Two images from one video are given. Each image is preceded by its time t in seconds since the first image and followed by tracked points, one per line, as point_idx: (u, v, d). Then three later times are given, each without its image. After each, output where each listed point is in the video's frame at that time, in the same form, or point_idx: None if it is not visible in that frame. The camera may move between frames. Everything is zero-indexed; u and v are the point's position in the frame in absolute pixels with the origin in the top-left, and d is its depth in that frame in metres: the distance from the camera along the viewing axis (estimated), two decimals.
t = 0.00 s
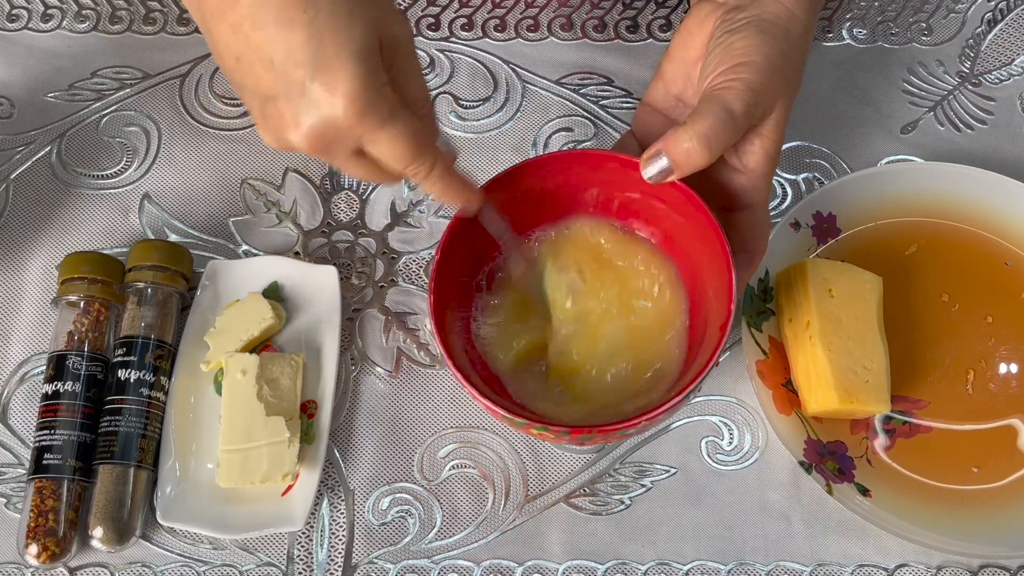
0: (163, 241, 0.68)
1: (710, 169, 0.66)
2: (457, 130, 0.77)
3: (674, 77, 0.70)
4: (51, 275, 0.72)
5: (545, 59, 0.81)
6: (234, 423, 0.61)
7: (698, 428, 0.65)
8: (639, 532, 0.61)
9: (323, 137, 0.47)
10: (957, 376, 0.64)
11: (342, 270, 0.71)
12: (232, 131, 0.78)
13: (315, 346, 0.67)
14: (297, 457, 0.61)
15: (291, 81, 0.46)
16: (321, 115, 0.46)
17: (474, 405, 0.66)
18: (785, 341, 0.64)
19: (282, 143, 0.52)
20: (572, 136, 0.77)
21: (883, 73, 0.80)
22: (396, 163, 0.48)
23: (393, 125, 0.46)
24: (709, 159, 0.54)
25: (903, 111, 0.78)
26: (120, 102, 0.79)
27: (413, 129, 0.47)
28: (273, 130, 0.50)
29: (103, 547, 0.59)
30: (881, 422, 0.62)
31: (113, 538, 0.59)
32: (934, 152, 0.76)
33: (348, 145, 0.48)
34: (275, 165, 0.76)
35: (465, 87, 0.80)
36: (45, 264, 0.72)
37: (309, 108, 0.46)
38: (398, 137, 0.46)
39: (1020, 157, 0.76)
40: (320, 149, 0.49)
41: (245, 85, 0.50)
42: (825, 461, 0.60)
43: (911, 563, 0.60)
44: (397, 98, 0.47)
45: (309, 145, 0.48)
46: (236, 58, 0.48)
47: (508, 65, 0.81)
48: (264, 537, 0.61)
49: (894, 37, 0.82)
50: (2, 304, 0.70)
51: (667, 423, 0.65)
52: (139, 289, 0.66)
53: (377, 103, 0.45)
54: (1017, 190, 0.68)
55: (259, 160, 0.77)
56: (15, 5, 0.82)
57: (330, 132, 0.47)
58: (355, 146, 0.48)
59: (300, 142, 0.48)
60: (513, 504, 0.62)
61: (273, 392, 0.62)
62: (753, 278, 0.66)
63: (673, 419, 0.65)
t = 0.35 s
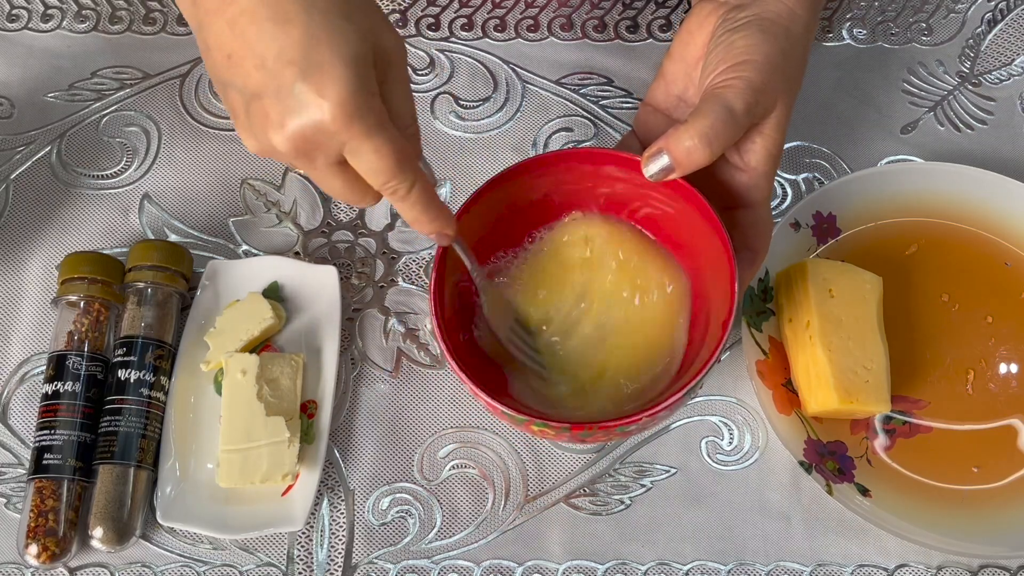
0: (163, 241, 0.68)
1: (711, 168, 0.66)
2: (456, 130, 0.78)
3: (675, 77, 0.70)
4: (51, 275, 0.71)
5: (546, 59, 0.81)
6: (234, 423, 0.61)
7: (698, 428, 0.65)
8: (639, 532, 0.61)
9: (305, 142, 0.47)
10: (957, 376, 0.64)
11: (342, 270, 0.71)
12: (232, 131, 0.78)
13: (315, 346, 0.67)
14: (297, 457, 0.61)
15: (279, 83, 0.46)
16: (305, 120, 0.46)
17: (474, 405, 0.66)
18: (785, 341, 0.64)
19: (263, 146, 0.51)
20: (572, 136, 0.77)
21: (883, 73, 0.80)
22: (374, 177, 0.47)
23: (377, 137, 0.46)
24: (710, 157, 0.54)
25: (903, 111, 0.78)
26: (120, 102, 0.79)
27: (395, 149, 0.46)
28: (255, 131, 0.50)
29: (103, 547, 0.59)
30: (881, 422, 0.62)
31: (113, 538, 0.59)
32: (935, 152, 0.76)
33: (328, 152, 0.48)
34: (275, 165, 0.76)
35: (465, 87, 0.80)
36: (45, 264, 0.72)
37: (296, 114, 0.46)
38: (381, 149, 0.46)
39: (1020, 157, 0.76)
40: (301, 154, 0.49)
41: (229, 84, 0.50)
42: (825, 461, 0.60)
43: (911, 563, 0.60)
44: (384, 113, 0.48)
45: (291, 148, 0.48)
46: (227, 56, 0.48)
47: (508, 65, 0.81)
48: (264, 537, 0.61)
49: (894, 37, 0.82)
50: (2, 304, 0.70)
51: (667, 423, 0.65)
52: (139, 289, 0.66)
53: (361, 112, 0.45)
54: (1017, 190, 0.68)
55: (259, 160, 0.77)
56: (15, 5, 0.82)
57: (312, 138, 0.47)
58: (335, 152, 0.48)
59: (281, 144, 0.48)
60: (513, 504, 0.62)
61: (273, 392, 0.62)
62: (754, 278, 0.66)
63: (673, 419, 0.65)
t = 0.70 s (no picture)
0: (163, 241, 0.68)
1: (710, 168, 0.66)
2: (455, 129, 0.78)
3: (675, 77, 0.70)
4: (51, 275, 0.72)
5: (546, 59, 0.81)
6: (234, 423, 0.60)
7: (698, 428, 0.65)
8: (639, 532, 0.61)
9: (299, 133, 0.47)
10: (957, 376, 0.64)
11: (342, 270, 0.71)
12: (232, 131, 0.78)
13: (315, 346, 0.67)
14: (297, 457, 0.61)
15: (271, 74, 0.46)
16: (297, 109, 0.45)
17: (474, 405, 0.66)
18: (785, 341, 0.64)
19: (263, 142, 0.51)
20: (572, 136, 0.77)
21: (883, 73, 0.80)
22: (369, 171, 0.46)
23: (367, 124, 0.45)
24: (708, 159, 0.54)
25: (903, 111, 0.78)
26: (120, 102, 0.79)
27: (391, 135, 0.45)
28: (253, 126, 0.50)
29: (103, 547, 0.59)
30: (881, 422, 0.62)
31: (113, 538, 0.59)
32: (935, 152, 0.76)
33: (321, 143, 0.47)
34: (275, 165, 0.76)
35: (465, 87, 0.80)
36: (45, 264, 0.72)
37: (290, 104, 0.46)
38: (372, 137, 0.45)
39: (1020, 157, 0.76)
40: (294, 147, 0.48)
41: (228, 77, 0.50)
42: (825, 461, 0.60)
43: (911, 563, 0.60)
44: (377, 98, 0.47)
45: (283, 142, 0.48)
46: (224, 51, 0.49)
47: (508, 65, 0.81)
48: (264, 537, 0.61)
49: (895, 37, 0.82)
50: (2, 304, 0.70)
51: (667, 423, 0.65)
52: (139, 289, 0.66)
53: (354, 97, 0.45)
54: (1017, 190, 0.68)
55: (259, 160, 0.77)
56: (15, 5, 0.82)
57: (305, 127, 0.46)
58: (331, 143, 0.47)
59: (273, 137, 0.48)
60: (513, 504, 0.62)
61: (273, 392, 0.62)
62: (754, 278, 0.66)
63: (673, 419, 0.65)
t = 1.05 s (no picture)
0: (163, 241, 0.68)
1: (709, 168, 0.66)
2: (462, 134, 0.77)
3: (676, 77, 0.70)
4: (51, 275, 0.72)
5: (546, 59, 0.81)
6: (234, 423, 0.60)
7: (698, 428, 0.65)
8: (639, 532, 0.61)
9: (303, 126, 0.47)
10: (957, 376, 0.64)
11: (342, 270, 0.71)
12: (231, 131, 0.78)
13: (315, 346, 0.67)
14: (297, 457, 0.61)
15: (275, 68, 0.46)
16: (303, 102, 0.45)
17: (474, 405, 0.66)
18: (785, 341, 0.64)
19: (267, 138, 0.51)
20: (572, 137, 0.77)
21: (883, 73, 0.80)
22: (380, 158, 0.47)
23: (377, 114, 0.45)
24: (708, 161, 0.54)
25: (903, 111, 0.78)
26: (120, 102, 0.79)
27: (400, 124, 0.46)
28: (254, 118, 0.50)
29: (103, 547, 0.59)
30: (881, 422, 0.62)
31: (113, 538, 0.59)
32: (935, 152, 0.76)
33: (327, 135, 0.47)
34: (275, 165, 0.76)
35: (465, 87, 0.80)
36: (45, 264, 0.72)
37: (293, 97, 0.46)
38: (383, 126, 0.45)
39: (1020, 157, 0.75)
40: (302, 141, 0.48)
41: (230, 75, 0.49)
42: (825, 461, 0.60)
43: (911, 563, 0.60)
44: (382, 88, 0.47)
45: (290, 135, 0.48)
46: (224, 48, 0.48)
47: (508, 65, 0.81)
48: (265, 537, 0.61)
49: (894, 37, 0.82)
50: (2, 304, 0.70)
51: (667, 423, 0.65)
52: (139, 289, 0.66)
53: (360, 89, 0.45)
54: (1017, 191, 0.68)
55: (259, 160, 0.77)
56: (15, 5, 0.82)
57: (311, 119, 0.46)
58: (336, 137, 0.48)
59: (279, 132, 0.48)
60: (513, 504, 0.62)
61: (273, 392, 0.62)
62: (754, 278, 0.66)
63: (673, 419, 0.65)
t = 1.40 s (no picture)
0: (163, 241, 0.68)
1: (711, 168, 0.66)
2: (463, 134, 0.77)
3: (677, 77, 0.70)
4: (51, 275, 0.72)
5: (546, 59, 0.81)
6: (234, 423, 0.60)
7: (698, 428, 0.65)
8: (639, 532, 0.61)
9: (325, 120, 0.47)
10: (957, 376, 0.64)
11: (342, 270, 0.71)
12: (231, 131, 0.78)
13: (315, 346, 0.67)
14: (297, 457, 0.61)
15: (288, 67, 0.46)
16: (319, 98, 0.45)
17: (474, 404, 0.66)
18: (785, 341, 0.64)
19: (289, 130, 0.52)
20: (572, 137, 0.77)
21: (883, 73, 0.80)
22: (402, 142, 0.47)
23: (392, 103, 0.45)
24: (711, 159, 0.54)
25: (903, 111, 0.78)
26: (120, 102, 0.79)
27: (417, 108, 0.45)
28: (276, 115, 0.51)
29: (103, 547, 0.59)
30: (881, 422, 0.62)
31: (113, 538, 0.59)
32: (935, 152, 0.76)
33: (348, 127, 0.47)
34: (275, 165, 0.76)
35: (465, 87, 0.80)
36: (45, 264, 0.72)
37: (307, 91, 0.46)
38: (400, 113, 0.45)
39: (1019, 157, 0.76)
40: (326, 134, 0.49)
41: (248, 74, 0.50)
42: (825, 461, 0.60)
43: (911, 563, 0.60)
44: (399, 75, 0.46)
45: (312, 130, 0.48)
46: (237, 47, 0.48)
47: (508, 65, 0.81)
48: (265, 537, 0.61)
49: (894, 37, 0.82)
50: (2, 304, 0.70)
51: (667, 423, 0.65)
52: (139, 289, 0.66)
53: (373, 82, 0.44)
54: (1017, 191, 0.68)
55: (259, 160, 0.77)
56: (15, 5, 0.82)
57: (328, 114, 0.46)
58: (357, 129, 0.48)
59: (302, 127, 0.48)
60: (513, 504, 0.62)
61: (273, 392, 0.62)
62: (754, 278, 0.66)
63: (673, 419, 0.65)
